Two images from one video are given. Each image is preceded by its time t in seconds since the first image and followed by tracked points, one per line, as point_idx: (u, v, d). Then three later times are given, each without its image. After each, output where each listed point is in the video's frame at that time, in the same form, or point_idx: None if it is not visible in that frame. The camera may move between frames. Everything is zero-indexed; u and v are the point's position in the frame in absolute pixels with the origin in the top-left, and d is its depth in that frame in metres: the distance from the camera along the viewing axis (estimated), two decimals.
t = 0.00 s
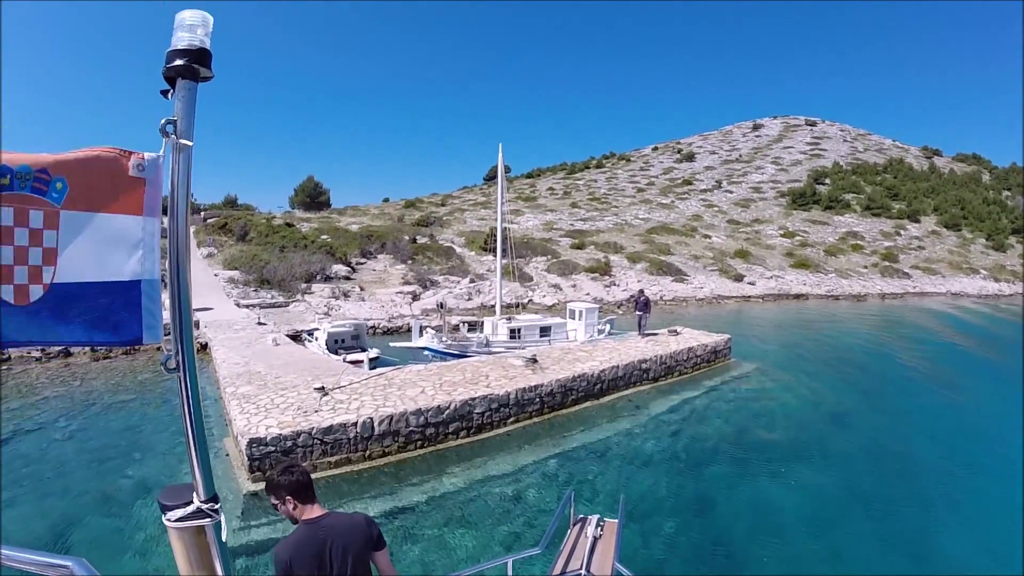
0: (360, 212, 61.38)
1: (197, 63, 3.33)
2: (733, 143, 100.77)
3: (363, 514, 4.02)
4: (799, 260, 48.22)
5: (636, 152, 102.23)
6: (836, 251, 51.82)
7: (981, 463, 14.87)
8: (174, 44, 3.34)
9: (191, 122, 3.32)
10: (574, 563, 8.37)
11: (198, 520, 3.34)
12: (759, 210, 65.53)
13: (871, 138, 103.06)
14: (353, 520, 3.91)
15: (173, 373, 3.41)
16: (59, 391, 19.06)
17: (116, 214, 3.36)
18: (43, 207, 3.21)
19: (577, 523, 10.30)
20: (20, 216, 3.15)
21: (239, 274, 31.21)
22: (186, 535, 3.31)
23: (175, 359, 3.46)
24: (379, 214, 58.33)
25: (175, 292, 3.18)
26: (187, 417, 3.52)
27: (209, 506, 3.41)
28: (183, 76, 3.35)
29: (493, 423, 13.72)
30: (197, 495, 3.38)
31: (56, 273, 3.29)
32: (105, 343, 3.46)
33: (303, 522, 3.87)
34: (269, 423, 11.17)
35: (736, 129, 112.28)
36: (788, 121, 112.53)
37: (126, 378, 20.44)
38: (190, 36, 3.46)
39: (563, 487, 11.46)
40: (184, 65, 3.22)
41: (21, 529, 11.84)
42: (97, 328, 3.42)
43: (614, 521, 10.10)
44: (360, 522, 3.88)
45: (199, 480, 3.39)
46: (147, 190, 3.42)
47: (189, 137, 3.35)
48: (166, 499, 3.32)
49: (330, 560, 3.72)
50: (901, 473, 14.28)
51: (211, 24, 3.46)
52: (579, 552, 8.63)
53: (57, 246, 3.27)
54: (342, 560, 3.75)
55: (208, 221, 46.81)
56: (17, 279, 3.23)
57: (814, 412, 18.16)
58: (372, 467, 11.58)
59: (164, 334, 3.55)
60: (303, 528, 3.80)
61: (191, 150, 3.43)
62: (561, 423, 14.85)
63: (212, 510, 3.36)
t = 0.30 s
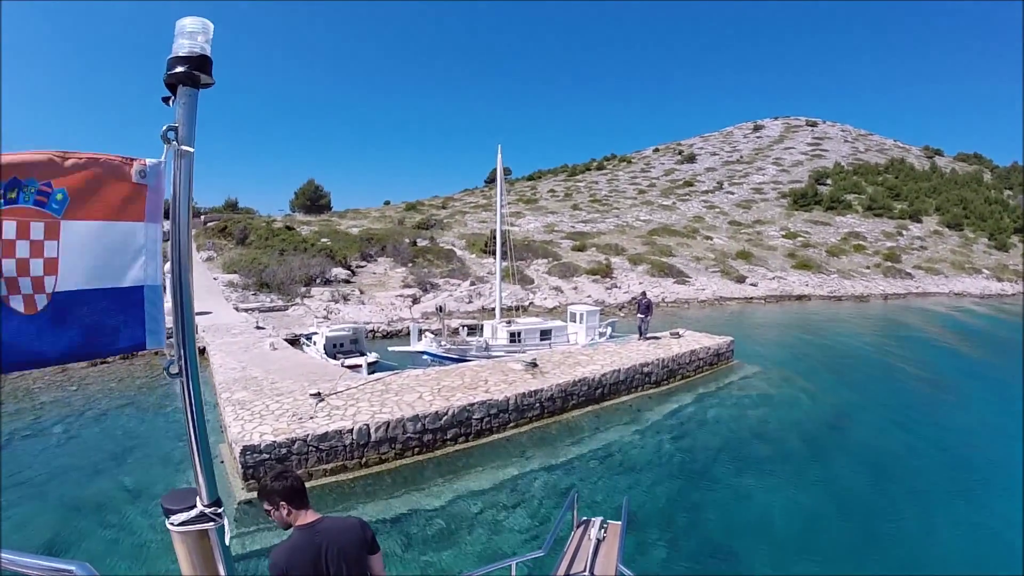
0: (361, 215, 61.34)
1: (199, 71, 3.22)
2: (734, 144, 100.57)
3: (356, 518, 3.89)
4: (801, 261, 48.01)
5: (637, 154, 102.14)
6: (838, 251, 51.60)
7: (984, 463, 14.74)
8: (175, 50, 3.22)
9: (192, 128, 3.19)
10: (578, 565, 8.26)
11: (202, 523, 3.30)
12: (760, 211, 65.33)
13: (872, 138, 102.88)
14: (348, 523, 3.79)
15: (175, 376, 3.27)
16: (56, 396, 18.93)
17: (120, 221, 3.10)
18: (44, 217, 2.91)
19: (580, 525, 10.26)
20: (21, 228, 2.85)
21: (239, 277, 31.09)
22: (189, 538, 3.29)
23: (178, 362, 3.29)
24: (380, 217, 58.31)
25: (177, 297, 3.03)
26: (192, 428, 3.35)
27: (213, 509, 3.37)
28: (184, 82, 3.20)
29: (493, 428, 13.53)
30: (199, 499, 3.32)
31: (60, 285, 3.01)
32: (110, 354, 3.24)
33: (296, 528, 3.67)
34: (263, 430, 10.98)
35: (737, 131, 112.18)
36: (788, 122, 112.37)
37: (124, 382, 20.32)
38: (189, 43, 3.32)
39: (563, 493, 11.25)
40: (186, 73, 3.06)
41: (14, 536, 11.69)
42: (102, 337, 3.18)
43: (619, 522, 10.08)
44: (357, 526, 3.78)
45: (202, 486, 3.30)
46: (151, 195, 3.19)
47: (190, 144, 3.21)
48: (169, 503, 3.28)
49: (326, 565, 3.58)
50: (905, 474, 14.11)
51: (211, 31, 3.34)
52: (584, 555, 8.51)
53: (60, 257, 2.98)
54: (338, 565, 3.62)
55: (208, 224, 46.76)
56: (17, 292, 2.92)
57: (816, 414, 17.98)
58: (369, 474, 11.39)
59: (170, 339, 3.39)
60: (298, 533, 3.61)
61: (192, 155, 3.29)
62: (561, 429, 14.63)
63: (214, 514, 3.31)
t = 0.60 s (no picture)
0: (359, 214, 61.08)
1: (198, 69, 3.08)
2: (733, 144, 100.46)
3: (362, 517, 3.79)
4: (801, 261, 47.88)
5: (636, 154, 102.01)
6: (837, 252, 51.48)
7: (985, 465, 14.66)
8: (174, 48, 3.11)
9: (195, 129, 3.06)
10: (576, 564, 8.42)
11: (201, 521, 3.15)
12: (759, 211, 65.21)
13: (871, 139, 102.88)
14: (352, 522, 3.70)
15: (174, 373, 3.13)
16: (47, 396, 18.69)
17: (121, 219, 3.03)
18: (44, 214, 2.83)
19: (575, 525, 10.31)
20: (20, 224, 2.77)
21: (235, 277, 30.86)
22: (189, 537, 3.13)
23: (176, 361, 3.18)
24: (378, 216, 58.11)
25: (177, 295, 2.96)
26: (191, 427, 3.22)
27: (212, 507, 3.22)
28: (184, 81, 3.11)
29: (488, 431, 13.35)
30: (198, 497, 3.16)
31: (59, 283, 2.92)
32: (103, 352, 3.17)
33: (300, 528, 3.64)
34: (254, 433, 10.78)
35: (736, 131, 112.10)
36: (787, 122, 112.33)
37: (118, 383, 20.09)
38: (190, 39, 3.19)
39: (561, 497, 11.08)
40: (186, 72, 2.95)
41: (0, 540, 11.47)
42: (101, 334, 3.11)
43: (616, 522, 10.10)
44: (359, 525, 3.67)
45: (202, 483, 3.15)
46: (150, 195, 3.12)
47: (192, 144, 3.09)
48: (168, 501, 3.14)
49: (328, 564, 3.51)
50: (907, 478, 13.99)
51: (211, 30, 3.24)
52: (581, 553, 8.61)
53: (60, 255, 2.90)
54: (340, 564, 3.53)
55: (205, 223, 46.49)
56: (15, 288, 2.83)
57: (816, 416, 17.86)
58: (362, 478, 11.23)
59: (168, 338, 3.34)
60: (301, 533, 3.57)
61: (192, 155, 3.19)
62: (558, 432, 14.47)
63: (214, 511, 3.16)
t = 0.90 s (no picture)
0: (359, 213, 60.82)
1: (202, 65, 3.06)
2: (734, 143, 100.17)
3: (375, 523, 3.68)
4: (802, 261, 47.68)
5: (637, 153, 101.74)
6: (838, 252, 51.26)
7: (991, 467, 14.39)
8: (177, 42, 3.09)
9: (196, 122, 3.02)
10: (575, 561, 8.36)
11: (203, 517, 3.18)
12: (760, 211, 64.99)
13: (872, 139, 102.59)
14: (366, 525, 3.59)
15: (175, 369, 3.17)
16: (42, 395, 18.55)
17: (119, 214, 3.04)
18: (41, 209, 2.83)
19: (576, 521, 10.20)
20: (17, 219, 2.77)
21: (233, 275, 30.68)
22: (189, 531, 3.17)
23: (178, 357, 3.22)
24: (378, 215, 57.99)
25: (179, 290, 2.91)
26: (192, 423, 3.20)
27: (214, 502, 3.23)
28: (186, 76, 3.08)
29: (484, 433, 13.19)
30: (199, 493, 3.18)
31: (57, 277, 2.94)
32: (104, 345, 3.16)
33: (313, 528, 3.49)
34: (245, 435, 10.62)
35: (737, 131, 111.77)
36: (788, 122, 111.99)
37: (113, 382, 19.91)
38: (193, 35, 3.21)
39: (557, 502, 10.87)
40: (190, 66, 2.93)
41: None
42: (101, 329, 3.13)
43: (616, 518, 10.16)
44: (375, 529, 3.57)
45: (203, 478, 3.18)
46: (151, 188, 3.12)
47: (193, 137, 3.07)
48: (169, 496, 3.16)
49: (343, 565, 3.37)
50: (910, 480, 13.75)
51: (215, 25, 3.25)
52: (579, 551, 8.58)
53: (58, 249, 2.91)
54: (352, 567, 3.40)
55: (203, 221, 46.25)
56: (11, 282, 2.83)
57: (818, 418, 17.61)
58: (356, 480, 11.04)
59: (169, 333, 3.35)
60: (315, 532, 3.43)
61: (194, 150, 3.15)
62: (555, 434, 14.29)
63: (216, 507, 3.18)
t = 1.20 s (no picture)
0: (355, 209, 60.47)
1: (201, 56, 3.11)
2: (732, 139, 99.91)
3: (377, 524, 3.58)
4: (800, 258, 47.54)
5: (635, 150, 101.44)
6: (837, 248, 51.12)
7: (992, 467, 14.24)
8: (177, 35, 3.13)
9: (197, 114, 3.06)
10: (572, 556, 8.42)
11: (203, 512, 3.14)
12: (759, 207, 64.78)
13: (870, 135, 102.42)
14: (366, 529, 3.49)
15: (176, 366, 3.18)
16: (34, 394, 18.32)
17: (120, 206, 3.09)
18: (40, 203, 2.92)
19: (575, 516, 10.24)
20: (16, 213, 2.87)
21: (228, 272, 30.41)
22: (189, 527, 3.12)
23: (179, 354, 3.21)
24: (375, 211, 57.69)
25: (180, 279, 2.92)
26: (191, 417, 3.22)
27: (214, 498, 3.20)
28: (187, 68, 3.14)
29: (478, 433, 13.00)
30: (200, 487, 3.14)
31: (56, 270, 3.01)
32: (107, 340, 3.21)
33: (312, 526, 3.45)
34: (234, 436, 10.43)
35: (735, 127, 111.48)
36: (787, 118, 111.73)
37: (105, 381, 19.66)
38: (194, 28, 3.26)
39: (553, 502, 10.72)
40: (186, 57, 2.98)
41: None
42: (104, 321, 3.17)
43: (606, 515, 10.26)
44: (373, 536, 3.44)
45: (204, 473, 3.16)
46: (152, 182, 3.17)
47: (194, 130, 3.11)
48: (169, 491, 3.09)
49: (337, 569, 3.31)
50: (912, 480, 13.58)
51: (216, 19, 3.28)
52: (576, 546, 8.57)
53: (55, 242, 2.98)
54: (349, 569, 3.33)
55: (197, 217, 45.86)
56: (11, 275, 2.93)
57: (816, 417, 17.50)
58: (348, 481, 10.90)
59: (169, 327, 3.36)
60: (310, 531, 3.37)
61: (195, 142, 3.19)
62: (552, 434, 14.13)
63: (217, 502, 3.15)
